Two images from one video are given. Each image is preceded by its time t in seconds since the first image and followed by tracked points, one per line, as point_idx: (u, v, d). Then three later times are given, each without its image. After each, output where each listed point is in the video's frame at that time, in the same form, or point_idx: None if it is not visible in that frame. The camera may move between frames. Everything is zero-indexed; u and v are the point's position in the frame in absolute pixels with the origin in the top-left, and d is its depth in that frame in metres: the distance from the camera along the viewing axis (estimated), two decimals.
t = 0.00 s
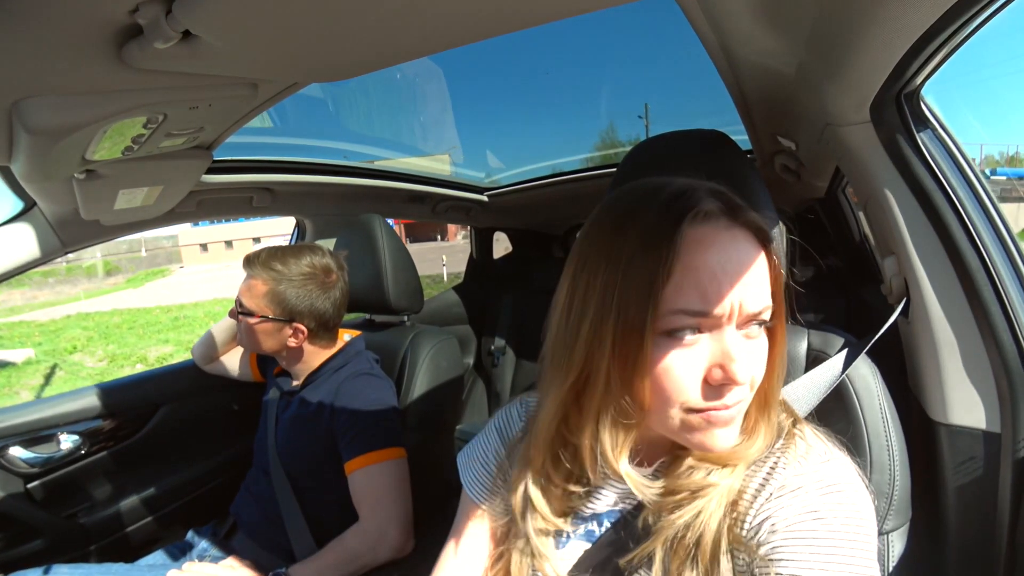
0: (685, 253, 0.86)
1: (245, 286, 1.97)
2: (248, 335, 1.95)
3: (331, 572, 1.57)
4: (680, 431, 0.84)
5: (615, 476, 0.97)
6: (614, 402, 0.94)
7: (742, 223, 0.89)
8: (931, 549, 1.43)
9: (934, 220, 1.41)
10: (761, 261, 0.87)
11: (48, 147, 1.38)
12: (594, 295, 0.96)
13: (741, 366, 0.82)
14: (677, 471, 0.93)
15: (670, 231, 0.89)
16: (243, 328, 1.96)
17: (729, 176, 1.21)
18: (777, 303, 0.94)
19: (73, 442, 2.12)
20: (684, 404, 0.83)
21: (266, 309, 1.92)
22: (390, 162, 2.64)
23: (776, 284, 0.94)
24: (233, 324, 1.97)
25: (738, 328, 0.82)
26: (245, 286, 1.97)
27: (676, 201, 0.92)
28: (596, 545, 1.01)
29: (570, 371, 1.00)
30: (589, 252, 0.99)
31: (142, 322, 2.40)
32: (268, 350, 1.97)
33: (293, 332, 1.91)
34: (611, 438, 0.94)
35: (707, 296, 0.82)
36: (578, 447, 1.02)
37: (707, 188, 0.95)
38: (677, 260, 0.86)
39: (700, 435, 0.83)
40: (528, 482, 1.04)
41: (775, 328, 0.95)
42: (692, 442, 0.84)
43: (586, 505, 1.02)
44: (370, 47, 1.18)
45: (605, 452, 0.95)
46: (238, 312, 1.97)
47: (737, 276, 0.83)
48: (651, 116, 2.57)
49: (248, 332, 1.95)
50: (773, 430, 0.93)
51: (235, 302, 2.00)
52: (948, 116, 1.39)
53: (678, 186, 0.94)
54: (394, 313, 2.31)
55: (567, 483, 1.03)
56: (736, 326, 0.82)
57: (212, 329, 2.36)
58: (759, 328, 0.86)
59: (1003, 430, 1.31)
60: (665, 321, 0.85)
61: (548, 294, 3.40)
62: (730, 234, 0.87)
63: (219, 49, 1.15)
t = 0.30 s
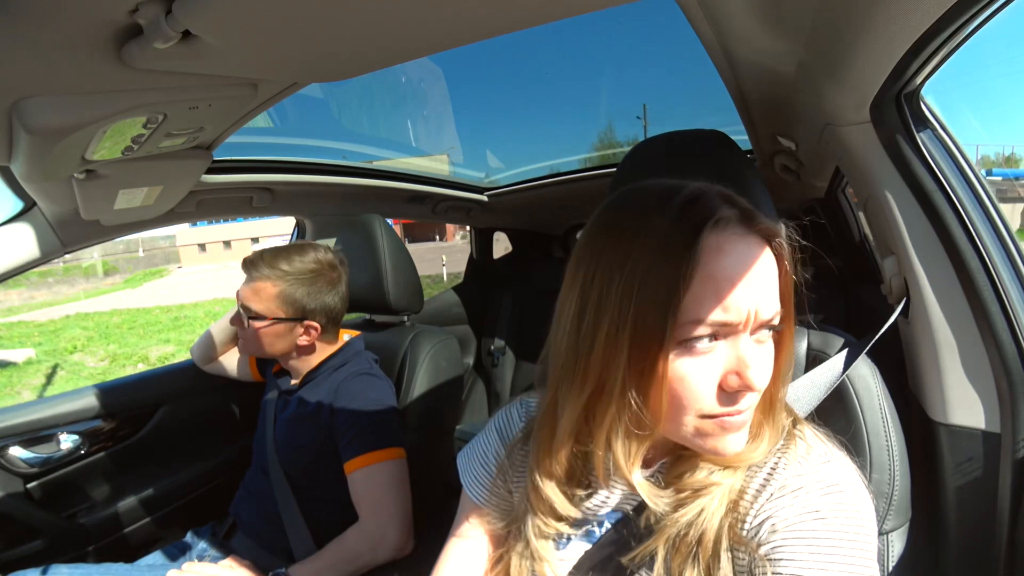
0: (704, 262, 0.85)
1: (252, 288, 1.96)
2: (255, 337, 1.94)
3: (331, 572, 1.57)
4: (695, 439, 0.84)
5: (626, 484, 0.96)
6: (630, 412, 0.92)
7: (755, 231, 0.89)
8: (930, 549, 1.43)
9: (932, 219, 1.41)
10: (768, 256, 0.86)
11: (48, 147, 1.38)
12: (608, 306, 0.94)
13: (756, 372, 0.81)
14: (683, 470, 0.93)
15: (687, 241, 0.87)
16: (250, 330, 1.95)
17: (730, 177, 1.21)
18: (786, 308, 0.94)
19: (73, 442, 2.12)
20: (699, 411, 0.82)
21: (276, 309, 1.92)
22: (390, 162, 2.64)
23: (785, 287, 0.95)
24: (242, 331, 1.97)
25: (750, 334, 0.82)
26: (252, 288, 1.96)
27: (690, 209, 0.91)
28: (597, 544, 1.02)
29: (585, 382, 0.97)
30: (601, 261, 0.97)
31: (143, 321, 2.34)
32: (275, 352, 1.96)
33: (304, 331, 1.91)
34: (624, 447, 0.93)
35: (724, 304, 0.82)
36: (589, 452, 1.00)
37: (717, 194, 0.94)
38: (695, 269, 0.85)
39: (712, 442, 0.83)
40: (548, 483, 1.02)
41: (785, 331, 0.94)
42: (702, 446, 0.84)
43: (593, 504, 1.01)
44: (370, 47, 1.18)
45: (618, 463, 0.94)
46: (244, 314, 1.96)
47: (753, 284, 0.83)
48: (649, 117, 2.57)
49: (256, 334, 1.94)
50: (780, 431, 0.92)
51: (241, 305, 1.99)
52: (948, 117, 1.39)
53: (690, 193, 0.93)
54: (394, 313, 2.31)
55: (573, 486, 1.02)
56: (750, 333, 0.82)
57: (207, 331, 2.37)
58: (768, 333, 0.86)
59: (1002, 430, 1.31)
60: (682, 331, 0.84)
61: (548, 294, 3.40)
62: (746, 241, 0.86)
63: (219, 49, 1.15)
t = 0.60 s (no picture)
0: (733, 264, 0.85)
1: (272, 283, 1.92)
2: (279, 332, 1.89)
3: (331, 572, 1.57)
4: (721, 439, 0.84)
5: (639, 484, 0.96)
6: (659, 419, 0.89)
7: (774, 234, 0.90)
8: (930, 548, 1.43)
9: (932, 218, 1.41)
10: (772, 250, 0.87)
11: (48, 146, 1.38)
12: (637, 313, 0.91)
13: (778, 371, 0.82)
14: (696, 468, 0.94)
15: (715, 245, 0.87)
16: (272, 327, 1.89)
17: (727, 177, 1.21)
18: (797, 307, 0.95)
19: (73, 442, 2.12)
20: (721, 412, 0.83)
21: (306, 299, 1.93)
22: (390, 162, 2.64)
23: (796, 287, 0.95)
24: (251, 332, 1.92)
25: (771, 336, 0.83)
26: (272, 283, 1.92)
27: (711, 213, 0.90)
28: (599, 543, 1.01)
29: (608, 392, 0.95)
30: (626, 266, 0.94)
31: (143, 321, 2.36)
32: (299, 347, 1.92)
33: (327, 320, 1.98)
34: (652, 458, 0.90)
35: (751, 304, 0.81)
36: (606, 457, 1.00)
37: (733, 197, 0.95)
38: (726, 273, 0.84)
39: (733, 442, 0.84)
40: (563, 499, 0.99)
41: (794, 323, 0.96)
42: (727, 450, 0.86)
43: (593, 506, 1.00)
44: (370, 47, 1.18)
45: (647, 473, 0.90)
46: (264, 311, 1.91)
47: (775, 282, 0.83)
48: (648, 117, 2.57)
49: (281, 329, 1.89)
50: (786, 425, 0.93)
51: (257, 303, 1.92)
52: (948, 118, 1.38)
53: (709, 196, 0.92)
54: (394, 313, 2.31)
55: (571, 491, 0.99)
56: (769, 332, 0.83)
57: (206, 331, 2.35)
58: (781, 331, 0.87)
59: (1002, 430, 1.31)
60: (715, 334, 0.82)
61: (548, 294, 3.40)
62: (769, 243, 0.87)
63: (218, 49, 1.15)
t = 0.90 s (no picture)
0: (720, 262, 0.85)
1: (292, 278, 1.92)
2: (307, 327, 1.90)
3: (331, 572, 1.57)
4: (711, 438, 0.84)
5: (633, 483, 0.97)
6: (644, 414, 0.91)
7: (765, 231, 0.89)
8: (929, 548, 1.43)
9: (932, 219, 1.41)
10: (769, 251, 0.87)
11: (48, 146, 1.38)
12: (625, 310, 0.93)
13: (768, 370, 0.82)
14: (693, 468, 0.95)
15: (701, 243, 0.87)
16: (299, 322, 1.90)
17: (728, 178, 1.20)
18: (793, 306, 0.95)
19: (73, 442, 2.12)
20: (711, 411, 0.82)
21: (327, 291, 1.97)
22: (390, 162, 2.64)
23: (790, 287, 0.96)
24: (275, 330, 1.90)
25: (762, 335, 0.83)
26: (292, 279, 1.92)
27: (701, 211, 0.90)
28: (599, 544, 1.01)
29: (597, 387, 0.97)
30: (616, 263, 0.96)
31: (144, 321, 2.39)
32: (324, 339, 1.95)
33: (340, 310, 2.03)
34: (644, 451, 0.92)
35: (737, 303, 0.82)
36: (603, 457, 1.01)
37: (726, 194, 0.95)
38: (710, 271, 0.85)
39: (723, 442, 0.84)
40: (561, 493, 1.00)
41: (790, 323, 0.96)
42: (719, 450, 0.85)
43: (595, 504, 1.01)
44: (370, 47, 1.19)
45: (639, 469, 0.92)
46: (288, 308, 1.90)
47: (764, 281, 0.83)
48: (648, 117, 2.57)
49: (309, 322, 1.91)
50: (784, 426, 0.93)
51: (278, 300, 1.91)
52: (948, 118, 1.39)
53: (701, 194, 0.93)
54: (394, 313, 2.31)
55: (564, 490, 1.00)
56: (760, 331, 0.82)
57: (206, 332, 2.33)
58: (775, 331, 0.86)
59: (1002, 430, 1.31)
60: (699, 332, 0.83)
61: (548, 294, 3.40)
62: (759, 241, 0.87)
63: (218, 48, 1.15)
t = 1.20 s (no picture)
0: (694, 263, 0.86)
1: (300, 278, 1.92)
2: (317, 326, 1.91)
3: (330, 572, 1.57)
4: (690, 440, 0.84)
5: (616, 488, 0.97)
6: (621, 409, 0.94)
7: (748, 231, 0.89)
8: (929, 547, 1.43)
9: (931, 218, 1.41)
10: (761, 260, 0.87)
11: (48, 146, 1.38)
12: (604, 309, 0.95)
13: (748, 374, 0.82)
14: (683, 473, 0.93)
15: (677, 244, 0.88)
16: (309, 322, 1.91)
17: (726, 180, 1.21)
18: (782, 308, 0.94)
19: (73, 442, 2.12)
20: (691, 412, 0.82)
21: (333, 289, 1.98)
22: (390, 162, 2.64)
23: (780, 289, 0.94)
24: (286, 331, 1.90)
25: (745, 339, 0.83)
26: (299, 279, 1.92)
27: (680, 212, 0.91)
28: (597, 545, 1.01)
29: (578, 384, 0.99)
30: (598, 262, 0.98)
31: (143, 321, 2.46)
32: (331, 337, 1.97)
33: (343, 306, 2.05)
34: (620, 454, 0.95)
35: (714, 306, 0.82)
36: (583, 456, 1.02)
37: (710, 194, 0.95)
38: (684, 271, 0.86)
39: (706, 445, 0.83)
40: (548, 491, 1.02)
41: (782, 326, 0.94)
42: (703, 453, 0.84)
43: (591, 506, 1.02)
44: (370, 47, 1.19)
45: (612, 470, 0.95)
46: (298, 308, 1.91)
47: (743, 283, 0.83)
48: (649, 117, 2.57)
49: (318, 322, 1.92)
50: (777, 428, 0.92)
51: (287, 301, 1.91)
52: (948, 118, 1.39)
53: (682, 196, 0.94)
54: (394, 312, 2.31)
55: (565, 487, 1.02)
56: (741, 334, 0.82)
57: (206, 331, 2.33)
58: (761, 334, 0.86)
59: (1001, 430, 1.31)
60: (671, 331, 0.84)
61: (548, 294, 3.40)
62: (739, 242, 0.87)
63: (219, 48, 1.15)
